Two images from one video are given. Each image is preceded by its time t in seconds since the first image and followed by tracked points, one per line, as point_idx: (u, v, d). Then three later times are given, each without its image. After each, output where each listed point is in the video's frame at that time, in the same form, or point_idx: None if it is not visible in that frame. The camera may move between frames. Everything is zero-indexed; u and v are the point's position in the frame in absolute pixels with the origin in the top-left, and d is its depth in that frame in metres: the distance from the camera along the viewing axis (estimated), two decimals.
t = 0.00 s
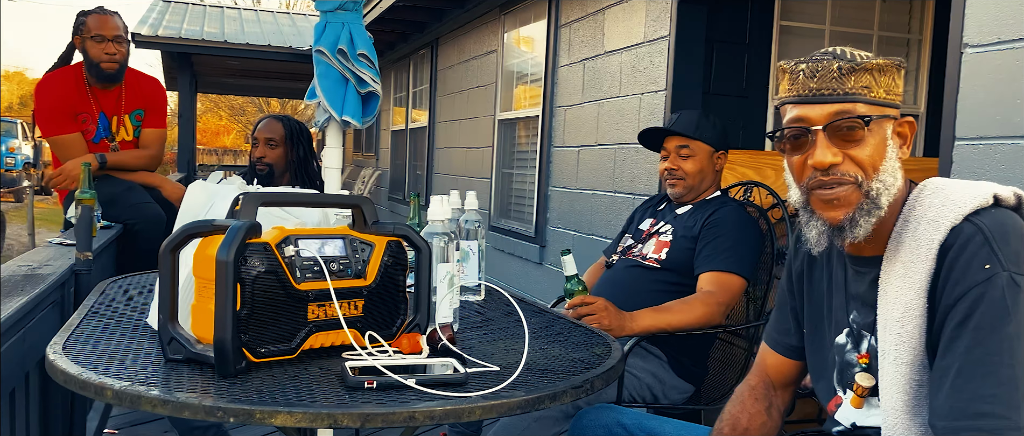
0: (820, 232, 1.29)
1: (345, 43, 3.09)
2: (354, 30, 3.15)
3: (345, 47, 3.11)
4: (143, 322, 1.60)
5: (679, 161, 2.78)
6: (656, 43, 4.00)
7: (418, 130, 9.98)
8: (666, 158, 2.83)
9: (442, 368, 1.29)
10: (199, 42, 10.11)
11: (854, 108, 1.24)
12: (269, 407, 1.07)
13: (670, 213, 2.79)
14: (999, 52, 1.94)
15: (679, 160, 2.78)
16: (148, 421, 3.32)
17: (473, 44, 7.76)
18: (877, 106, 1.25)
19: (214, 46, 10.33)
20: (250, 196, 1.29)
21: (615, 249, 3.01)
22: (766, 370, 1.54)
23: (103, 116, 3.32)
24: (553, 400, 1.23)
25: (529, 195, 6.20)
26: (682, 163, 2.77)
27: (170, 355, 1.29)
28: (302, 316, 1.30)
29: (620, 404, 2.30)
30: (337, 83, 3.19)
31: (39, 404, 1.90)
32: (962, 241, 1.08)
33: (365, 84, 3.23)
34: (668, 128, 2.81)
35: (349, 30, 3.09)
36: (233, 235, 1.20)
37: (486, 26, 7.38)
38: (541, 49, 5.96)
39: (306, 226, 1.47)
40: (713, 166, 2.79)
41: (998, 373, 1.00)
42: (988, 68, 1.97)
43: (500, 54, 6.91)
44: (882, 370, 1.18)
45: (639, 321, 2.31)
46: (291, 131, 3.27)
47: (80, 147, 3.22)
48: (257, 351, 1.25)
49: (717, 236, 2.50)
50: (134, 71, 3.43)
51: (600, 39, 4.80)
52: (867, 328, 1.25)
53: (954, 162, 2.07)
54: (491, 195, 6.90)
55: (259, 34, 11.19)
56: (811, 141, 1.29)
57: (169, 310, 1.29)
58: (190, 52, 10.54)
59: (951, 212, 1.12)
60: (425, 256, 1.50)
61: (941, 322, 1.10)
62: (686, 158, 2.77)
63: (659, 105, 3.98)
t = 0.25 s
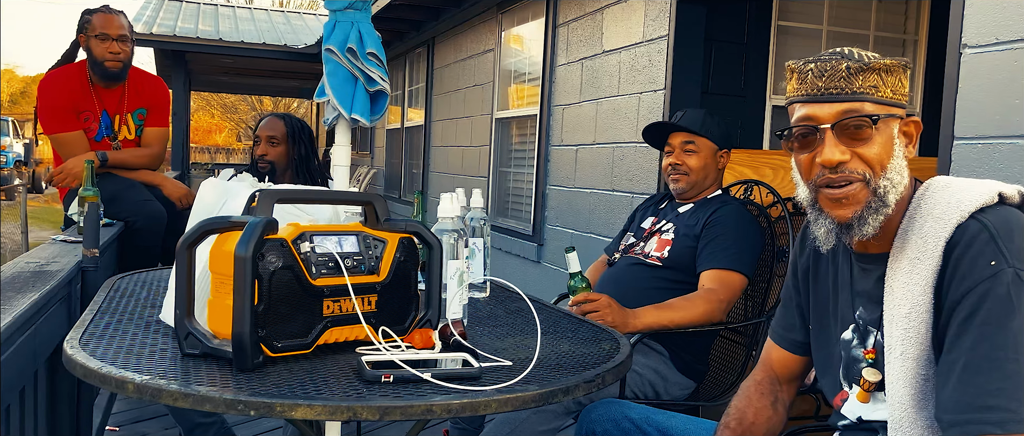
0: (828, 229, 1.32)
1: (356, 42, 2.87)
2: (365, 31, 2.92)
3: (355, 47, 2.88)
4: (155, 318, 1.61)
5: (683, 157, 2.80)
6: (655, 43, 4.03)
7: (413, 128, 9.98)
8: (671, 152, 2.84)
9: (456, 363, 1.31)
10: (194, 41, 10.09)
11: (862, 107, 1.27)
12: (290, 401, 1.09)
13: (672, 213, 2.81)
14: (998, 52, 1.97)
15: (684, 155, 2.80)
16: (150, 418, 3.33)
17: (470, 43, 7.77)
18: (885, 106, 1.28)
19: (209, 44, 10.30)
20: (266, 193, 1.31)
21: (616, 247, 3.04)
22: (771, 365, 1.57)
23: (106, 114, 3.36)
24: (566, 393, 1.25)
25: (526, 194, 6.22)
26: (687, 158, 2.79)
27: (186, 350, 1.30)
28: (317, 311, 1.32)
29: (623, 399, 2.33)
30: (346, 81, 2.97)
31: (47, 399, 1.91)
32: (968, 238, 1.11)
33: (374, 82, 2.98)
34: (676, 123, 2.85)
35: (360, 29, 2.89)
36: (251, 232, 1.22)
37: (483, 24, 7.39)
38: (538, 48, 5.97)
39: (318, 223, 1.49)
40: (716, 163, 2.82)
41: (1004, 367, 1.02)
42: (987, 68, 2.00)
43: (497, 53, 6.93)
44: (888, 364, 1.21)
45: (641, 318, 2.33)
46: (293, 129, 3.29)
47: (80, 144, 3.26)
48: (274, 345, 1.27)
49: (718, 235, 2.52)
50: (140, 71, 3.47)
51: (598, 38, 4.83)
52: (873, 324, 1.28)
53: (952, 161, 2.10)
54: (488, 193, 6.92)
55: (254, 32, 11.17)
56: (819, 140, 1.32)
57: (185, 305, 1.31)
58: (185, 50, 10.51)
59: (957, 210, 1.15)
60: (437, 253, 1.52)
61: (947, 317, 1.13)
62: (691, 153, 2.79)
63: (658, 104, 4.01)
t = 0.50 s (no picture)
0: (837, 228, 1.37)
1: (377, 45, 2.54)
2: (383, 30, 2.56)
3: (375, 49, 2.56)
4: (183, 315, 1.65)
5: (689, 155, 2.86)
6: (656, 44, 4.09)
7: (410, 128, 10.00)
8: (677, 151, 2.91)
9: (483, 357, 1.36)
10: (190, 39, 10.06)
11: (872, 112, 1.33)
12: (329, 393, 1.14)
13: (676, 212, 2.87)
14: (996, 57, 2.04)
15: (690, 153, 2.87)
16: (158, 414, 3.35)
17: (468, 43, 7.81)
18: (895, 111, 1.33)
19: (205, 43, 10.30)
20: (298, 193, 1.35)
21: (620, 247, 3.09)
22: (780, 361, 1.62)
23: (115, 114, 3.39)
24: (589, 386, 1.30)
25: (526, 193, 6.26)
26: (692, 156, 2.86)
27: (221, 345, 1.35)
28: (348, 307, 1.36)
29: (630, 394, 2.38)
30: (366, 83, 2.61)
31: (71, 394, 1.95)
32: (975, 238, 1.17)
33: (394, 85, 2.63)
34: (681, 122, 2.92)
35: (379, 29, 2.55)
36: (286, 230, 1.26)
37: (482, 24, 7.43)
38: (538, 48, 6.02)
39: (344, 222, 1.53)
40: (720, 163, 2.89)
41: (1011, 360, 1.08)
42: (985, 71, 2.07)
43: (496, 53, 6.97)
44: (898, 359, 1.26)
45: (647, 316, 2.38)
46: (300, 129, 3.32)
47: (89, 143, 3.29)
48: (307, 340, 1.31)
49: (722, 234, 2.58)
50: (151, 72, 3.51)
51: (598, 39, 4.88)
52: (882, 320, 1.34)
53: (951, 162, 2.16)
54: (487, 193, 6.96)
55: (250, 31, 11.17)
56: (830, 143, 1.37)
57: (220, 302, 1.35)
58: (181, 49, 10.50)
59: (965, 211, 1.20)
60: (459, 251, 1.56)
61: (956, 313, 1.19)
62: (697, 152, 2.86)
63: (658, 104, 4.07)
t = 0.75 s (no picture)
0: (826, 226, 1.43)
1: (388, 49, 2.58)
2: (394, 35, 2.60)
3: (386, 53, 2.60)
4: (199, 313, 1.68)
5: (691, 155, 2.90)
6: (656, 46, 4.12)
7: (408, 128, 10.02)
8: (678, 152, 2.95)
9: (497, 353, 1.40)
10: (188, 38, 10.05)
11: (858, 117, 1.36)
12: (351, 388, 1.17)
13: (677, 211, 2.91)
14: (993, 60, 2.08)
15: (692, 154, 2.91)
16: (162, 411, 3.36)
17: (467, 43, 7.84)
18: (886, 116, 1.35)
19: (203, 42, 10.28)
20: (316, 194, 1.38)
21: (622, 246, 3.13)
22: (784, 357, 1.67)
23: (121, 115, 3.42)
24: (600, 382, 1.33)
25: (525, 193, 6.29)
26: (694, 157, 2.90)
27: (239, 342, 1.38)
28: (364, 305, 1.40)
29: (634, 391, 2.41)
30: (376, 86, 2.65)
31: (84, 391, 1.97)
32: (975, 237, 1.21)
33: (404, 87, 2.67)
34: (684, 123, 2.95)
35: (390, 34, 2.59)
36: (306, 230, 1.30)
37: (480, 25, 7.46)
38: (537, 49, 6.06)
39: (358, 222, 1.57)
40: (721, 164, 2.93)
41: (1010, 355, 1.12)
42: (982, 74, 2.11)
43: (495, 53, 7.00)
44: (899, 354, 1.30)
45: (650, 314, 2.42)
46: (305, 130, 3.34)
47: (95, 144, 3.31)
48: (326, 338, 1.35)
49: (723, 233, 2.62)
50: (156, 73, 3.55)
51: (598, 40, 4.92)
52: (884, 317, 1.38)
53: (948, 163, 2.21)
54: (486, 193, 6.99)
55: (248, 30, 11.16)
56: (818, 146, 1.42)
57: (239, 300, 1.38)
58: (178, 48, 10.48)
59: (965, 211, 1.25)
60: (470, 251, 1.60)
61: (955, 310, 1.23)
62: (699, 152, 2.90)
63: (658, 105, 4.11)
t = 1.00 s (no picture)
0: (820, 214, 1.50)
1: (399, 51, 2.64)
2: (404, 38, 2.66)
3: (398, 55, 2.65)
4: (220, 308, 1.73)
5: (692, 156, 2.96)
6: (654, 47, 4.17)
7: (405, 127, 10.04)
8: (679, 152, 3.01)
9: (511, 348, 1.45)
10: (184, 37, 10.05)
11: (806, 123, 1.42)
12: (372, 381, 1.22)
13: (677, 210, 2.97)
14: (987, 63, 2.14)
15: (693, 155, 2.96)
16: (167, 408, 3.37)
17: (464, 44, 7.87)
18: (829, 122, 1.36)
19: (199, 41, 10.28)
20: (335, 194, 1.43)
21: (622, 245, 3.18)
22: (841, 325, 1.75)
23: (125, 114, 3.45)
24: (611, 375, 1.38)
25: (524, 192, 6.33)
26: (695, 157, 2.96)
27: (261, 337, 1.42)
28: (382, 301, 1.44)
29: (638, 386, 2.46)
30: (387, 88, 2.70)
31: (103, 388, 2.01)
32: (943, 231, 1.18)
33: (414, 89, 2.71)
34: (684, 123, 3.01)
35: (401, 37, 2.64)
36: (328, 229, 1.34)
37: (478, 26, 7.50)
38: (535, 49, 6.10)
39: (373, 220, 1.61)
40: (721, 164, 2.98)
41: (972, 352, 1.08)
42: (976, 77, 2.17)
43: (492, 53, 7.05)
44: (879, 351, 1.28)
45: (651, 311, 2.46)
46: (309, 129, 3.38)
47: (100, 142, 3.34)
48: (346, 332, 1.40)
49: (723, 232, 2.68)
50: (160, 73, 3.58)
51: (596, 41, 4.97)
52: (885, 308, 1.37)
53: (943, 163, 2.27)
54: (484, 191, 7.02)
55: (244, 30, 11.17)
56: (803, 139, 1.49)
57: (260, 296, 1.43)
58: (174, 47, 10.47)
59: (938, 205, 1.21)
60: (482, 249, 1.64)
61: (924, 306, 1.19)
62: (700, 153, 2.95)
63: (657, 105, 4.16)
